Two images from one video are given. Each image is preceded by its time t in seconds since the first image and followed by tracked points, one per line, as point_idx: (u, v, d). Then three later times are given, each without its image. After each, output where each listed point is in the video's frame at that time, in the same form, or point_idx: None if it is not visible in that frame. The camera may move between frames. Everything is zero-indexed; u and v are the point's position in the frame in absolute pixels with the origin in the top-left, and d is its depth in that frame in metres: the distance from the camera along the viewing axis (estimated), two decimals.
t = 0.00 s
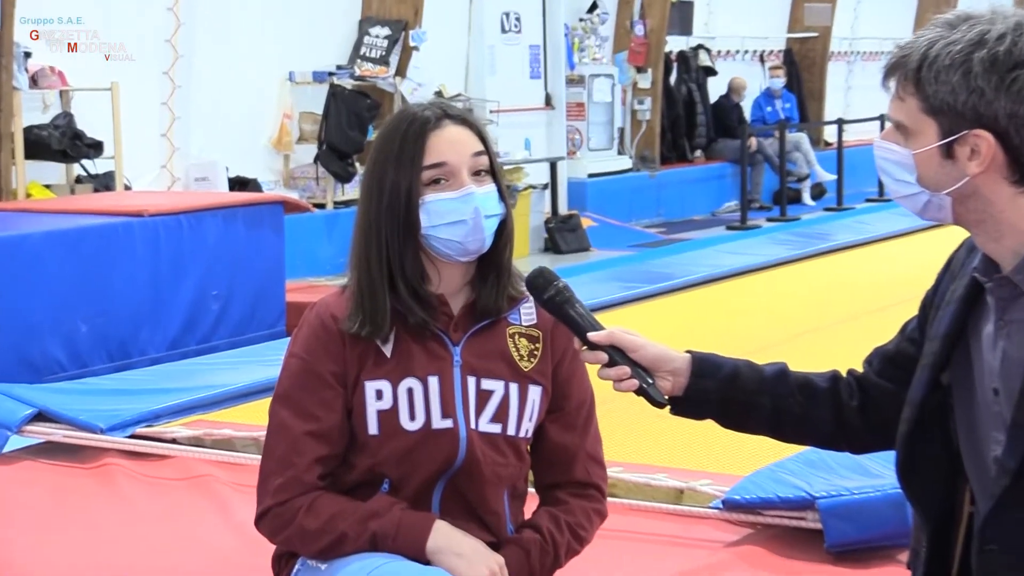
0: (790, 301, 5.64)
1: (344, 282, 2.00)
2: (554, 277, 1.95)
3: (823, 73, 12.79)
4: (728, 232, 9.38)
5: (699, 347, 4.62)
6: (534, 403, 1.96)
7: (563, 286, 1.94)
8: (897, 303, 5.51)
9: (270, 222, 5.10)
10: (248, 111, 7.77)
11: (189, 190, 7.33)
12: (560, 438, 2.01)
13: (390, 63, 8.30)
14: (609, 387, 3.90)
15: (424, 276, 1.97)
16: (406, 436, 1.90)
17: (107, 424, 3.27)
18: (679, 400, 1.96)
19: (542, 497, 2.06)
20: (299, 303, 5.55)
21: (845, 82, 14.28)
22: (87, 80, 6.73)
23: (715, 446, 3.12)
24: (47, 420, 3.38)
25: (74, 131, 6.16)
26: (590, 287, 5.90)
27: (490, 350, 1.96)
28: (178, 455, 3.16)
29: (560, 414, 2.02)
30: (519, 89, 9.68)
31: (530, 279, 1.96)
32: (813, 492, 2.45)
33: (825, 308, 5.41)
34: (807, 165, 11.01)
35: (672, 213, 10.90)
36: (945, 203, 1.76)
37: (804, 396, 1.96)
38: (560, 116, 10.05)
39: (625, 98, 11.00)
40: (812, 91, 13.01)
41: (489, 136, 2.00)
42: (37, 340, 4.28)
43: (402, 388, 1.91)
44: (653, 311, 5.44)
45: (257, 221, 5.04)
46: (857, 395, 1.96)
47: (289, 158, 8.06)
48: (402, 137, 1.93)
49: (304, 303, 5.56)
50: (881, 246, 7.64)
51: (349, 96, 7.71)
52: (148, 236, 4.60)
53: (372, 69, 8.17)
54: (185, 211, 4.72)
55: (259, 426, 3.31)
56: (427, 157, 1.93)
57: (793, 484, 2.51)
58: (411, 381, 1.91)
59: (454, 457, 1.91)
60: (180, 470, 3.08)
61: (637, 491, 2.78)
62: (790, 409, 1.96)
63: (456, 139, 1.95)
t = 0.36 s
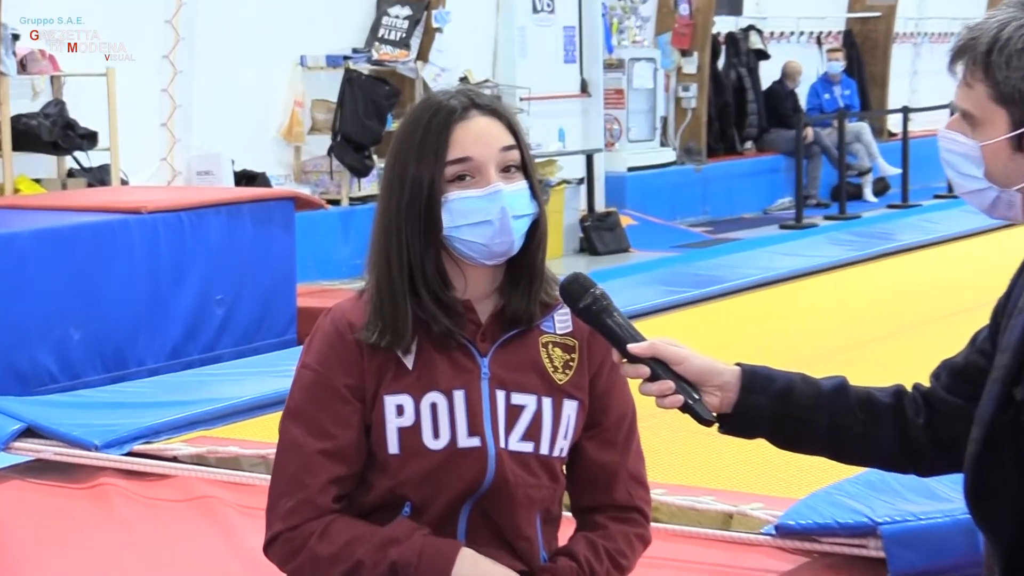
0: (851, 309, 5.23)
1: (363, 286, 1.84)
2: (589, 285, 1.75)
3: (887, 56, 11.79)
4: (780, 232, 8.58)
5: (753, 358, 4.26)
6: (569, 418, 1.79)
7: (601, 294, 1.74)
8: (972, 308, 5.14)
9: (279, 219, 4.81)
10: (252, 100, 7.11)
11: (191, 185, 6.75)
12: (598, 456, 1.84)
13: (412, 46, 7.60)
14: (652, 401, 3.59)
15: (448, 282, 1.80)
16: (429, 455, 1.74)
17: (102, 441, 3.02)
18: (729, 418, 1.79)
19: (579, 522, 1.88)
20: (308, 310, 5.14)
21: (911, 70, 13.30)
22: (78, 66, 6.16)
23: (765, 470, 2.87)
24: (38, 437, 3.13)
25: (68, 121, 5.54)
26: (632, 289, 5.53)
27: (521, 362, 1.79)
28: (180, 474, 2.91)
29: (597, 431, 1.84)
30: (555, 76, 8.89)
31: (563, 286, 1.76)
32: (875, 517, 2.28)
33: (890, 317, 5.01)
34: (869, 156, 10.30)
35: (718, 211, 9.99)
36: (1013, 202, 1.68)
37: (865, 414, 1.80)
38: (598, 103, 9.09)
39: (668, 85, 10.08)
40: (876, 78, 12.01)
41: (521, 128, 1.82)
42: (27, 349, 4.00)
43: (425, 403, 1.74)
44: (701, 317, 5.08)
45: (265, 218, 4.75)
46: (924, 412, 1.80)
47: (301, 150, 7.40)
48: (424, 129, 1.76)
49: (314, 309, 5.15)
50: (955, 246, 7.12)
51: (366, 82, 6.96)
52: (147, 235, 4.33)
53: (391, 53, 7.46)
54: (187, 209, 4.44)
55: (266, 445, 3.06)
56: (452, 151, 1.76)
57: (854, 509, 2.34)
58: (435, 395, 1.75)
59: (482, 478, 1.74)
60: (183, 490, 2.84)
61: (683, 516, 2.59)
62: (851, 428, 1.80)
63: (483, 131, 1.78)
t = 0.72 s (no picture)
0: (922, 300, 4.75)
1: (380, 290, 1.68)
2: (628, 288, 1.55)
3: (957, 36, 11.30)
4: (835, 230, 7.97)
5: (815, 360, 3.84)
6: (608, 435, 1.63)
7: (638, 297, 1.54)
8: None
9: (285, 214, 4.42)
10: (264, 84, 6.77)
11: (189, 177, 6.39)
12: (640, 477, 1.68)
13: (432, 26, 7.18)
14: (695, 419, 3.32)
15: (471, 286, 1.63)
16: (453, 476, 1.58)
17: (91, 459, 2.79)
18: (782, 437, 1.63)
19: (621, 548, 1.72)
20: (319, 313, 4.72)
21: (983, 50, 12.91)
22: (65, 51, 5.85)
23: (828, 490, 2.59)
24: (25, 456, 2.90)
25: (54, 109, 5.27)
26: (690, 278, 5.13)
27: (554, 373, 1.63)
28: (176, 495, 2.64)
29: (639, 449, 1.68)
30: (586, 60, 8.42)
31: (597, 291, 1.56)
32: (940, 545, 2.10)
33: (995, 314, 4.48)
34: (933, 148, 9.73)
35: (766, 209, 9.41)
36: None
37: (931, 431, 1.65)
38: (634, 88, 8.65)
39: (714, 69, 9.45)
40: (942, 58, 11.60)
41: (543, 117, 1.65)
42: (7, 358, 3.62)
43: (449, 419, 1.58)
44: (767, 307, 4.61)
45: (270, 214, 4.36)
46: (995, 430, 1.64)
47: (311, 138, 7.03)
48: (436, 121, 1.59)
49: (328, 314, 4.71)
50: None
51: (381, 66, 6.58)
52: (141, 232, 3.94)
53: (408, 32, 7.05)
54: (184, 205, 4.06)
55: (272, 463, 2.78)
56: (467, 144, 1.59)
57: (918, 536, 2.16)
58: (459, 410, 1.59)
59: (511, 501, 1.58)
60: (177, 513, 2.56)
61: (728, 546, 2.32)
62: (915, 447, 1.64)
63: (502, 122, 1.60)
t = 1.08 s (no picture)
0: (985, 297, 4.34)
1: (373, 290, 1.53)
2: (641, 289, 1.37)
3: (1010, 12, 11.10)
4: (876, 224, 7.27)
5: (868, 365, 3.49)
6: (622, 450, 1.47)
7: (656, 299, 1.36)
8: None
9: (270, 206, 3.93)
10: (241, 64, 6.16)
11: (162, 166, 5.81)
12: (658, 498, 1.52)
13: None
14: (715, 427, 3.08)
15: (471, 287, 1.48)
16: (453, 496, 1.43)
17: (53, 478, 2.48)
18: (813, 450, 1.47)
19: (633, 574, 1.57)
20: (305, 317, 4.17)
21: None
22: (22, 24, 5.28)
23: (869, 511, 2.35)
24: None
25: (16, 90, 4.69)
26: (749, 270, 4.69)
27: (564, 382, 1.47)
28: (148, 517, 2.33)
29: (655, 466, 1.52)
30: (597, 40, 7.87)
31: (609, 293, 1.39)
32: (989, 568, 1.88)
33: None
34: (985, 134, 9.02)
35: (799, 202, 8.56)
36: None
37: (978, 445, 1.49)
38: (655, 65, 8.05)
39: (743, 47, 8.76)
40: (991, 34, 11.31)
41: (549, 101, 1.49)
42: None
43: (448, 432, 1.43)
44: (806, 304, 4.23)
45: (252, 206, 3.88)
46: None
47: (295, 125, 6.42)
48: (430, 106, 1.43)
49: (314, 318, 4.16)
50: None
51: (373, 42, 6.06)
52: (109, 227, 3.52)
53: (404, 6, 6.29)
54: (157, 196, 3.62)
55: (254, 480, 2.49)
56: (467, 132, 1.44)
57: (966, 561, 1.93)
58: (460, 422, 1.44)
59: (515, 524, 1.43)
60: (150, 538, 2.25)
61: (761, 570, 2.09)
62: (960, 463, 1.48)
63: (505, 106, 1.44)
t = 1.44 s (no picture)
0: None
1: (358, 293, 1.39)
2: (661, 294, 1.22)
3: None
4: (925, 218, 6.54)
5: (928, 369, 3.19)
6: (637, 468, 1.33)
7: (675, 304, 1.21)
8: None
9: (246, 199, 3.48)
10: (218, 40, 5.14)
11: (129, 154, 4.75)
12: (678, 521, 1.37)
13: None
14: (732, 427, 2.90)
15: (469, 288, 1.34)
16: (449, 518, 1.28)
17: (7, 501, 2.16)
18: (848, 470, 1.29)
19: None
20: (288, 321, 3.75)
21: None
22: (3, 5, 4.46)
23: (910, 531, 2.14)
24: None
25: None
26: (788, 270, 4.38)
27: (570, 392, 1.33)
28: (114, 543, 2.00)
29: (676, 484, 1.37)
30: (612, 11, 6.69)
31: (623, 298, 1.24)
32: None
33: None
34: None
35: (835, 194, 7.72)
36: None
37: None
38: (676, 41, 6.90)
39: (773, 20, 7.99)
40: None
41: (556, 83, 1.35)
42: None
43: (443, 448, 1.29)
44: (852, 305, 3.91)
45: (227, 200, 3.43)
46: None
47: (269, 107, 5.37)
48: (424, 87, 1.29)
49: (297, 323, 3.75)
50: None
51: (364, 16, 5.08)
52: (70, 221, 3.06)
53: None
54: (122, 186, 3.18)
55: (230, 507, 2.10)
56: (463, 116, 1.29)
57: None
58: (455, 437, 1.29)
59: (519, 549, 1.28)
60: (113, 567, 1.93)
61: None
62: (1016, 485, 1.30)
63: (506, 87, 1.30)
